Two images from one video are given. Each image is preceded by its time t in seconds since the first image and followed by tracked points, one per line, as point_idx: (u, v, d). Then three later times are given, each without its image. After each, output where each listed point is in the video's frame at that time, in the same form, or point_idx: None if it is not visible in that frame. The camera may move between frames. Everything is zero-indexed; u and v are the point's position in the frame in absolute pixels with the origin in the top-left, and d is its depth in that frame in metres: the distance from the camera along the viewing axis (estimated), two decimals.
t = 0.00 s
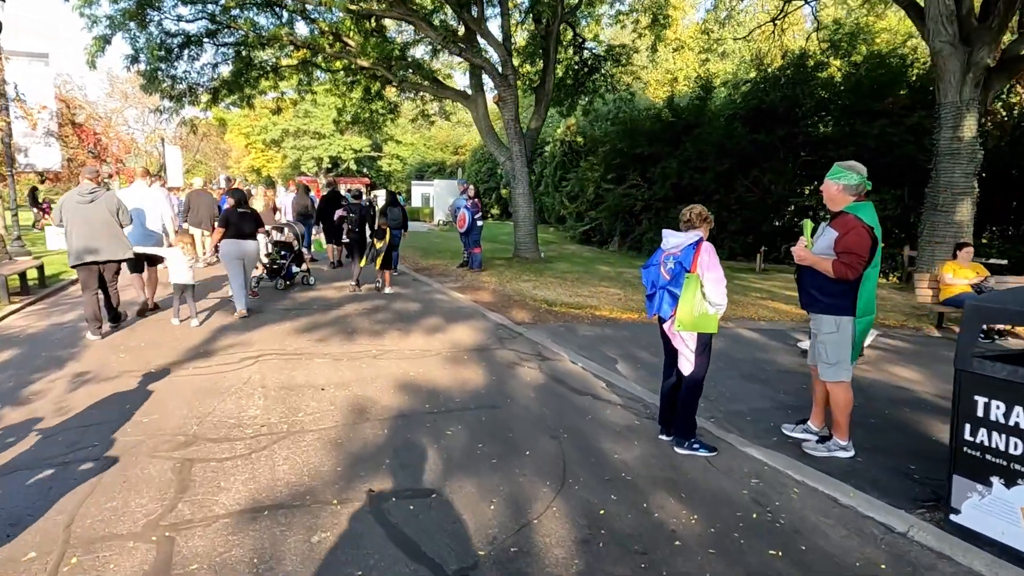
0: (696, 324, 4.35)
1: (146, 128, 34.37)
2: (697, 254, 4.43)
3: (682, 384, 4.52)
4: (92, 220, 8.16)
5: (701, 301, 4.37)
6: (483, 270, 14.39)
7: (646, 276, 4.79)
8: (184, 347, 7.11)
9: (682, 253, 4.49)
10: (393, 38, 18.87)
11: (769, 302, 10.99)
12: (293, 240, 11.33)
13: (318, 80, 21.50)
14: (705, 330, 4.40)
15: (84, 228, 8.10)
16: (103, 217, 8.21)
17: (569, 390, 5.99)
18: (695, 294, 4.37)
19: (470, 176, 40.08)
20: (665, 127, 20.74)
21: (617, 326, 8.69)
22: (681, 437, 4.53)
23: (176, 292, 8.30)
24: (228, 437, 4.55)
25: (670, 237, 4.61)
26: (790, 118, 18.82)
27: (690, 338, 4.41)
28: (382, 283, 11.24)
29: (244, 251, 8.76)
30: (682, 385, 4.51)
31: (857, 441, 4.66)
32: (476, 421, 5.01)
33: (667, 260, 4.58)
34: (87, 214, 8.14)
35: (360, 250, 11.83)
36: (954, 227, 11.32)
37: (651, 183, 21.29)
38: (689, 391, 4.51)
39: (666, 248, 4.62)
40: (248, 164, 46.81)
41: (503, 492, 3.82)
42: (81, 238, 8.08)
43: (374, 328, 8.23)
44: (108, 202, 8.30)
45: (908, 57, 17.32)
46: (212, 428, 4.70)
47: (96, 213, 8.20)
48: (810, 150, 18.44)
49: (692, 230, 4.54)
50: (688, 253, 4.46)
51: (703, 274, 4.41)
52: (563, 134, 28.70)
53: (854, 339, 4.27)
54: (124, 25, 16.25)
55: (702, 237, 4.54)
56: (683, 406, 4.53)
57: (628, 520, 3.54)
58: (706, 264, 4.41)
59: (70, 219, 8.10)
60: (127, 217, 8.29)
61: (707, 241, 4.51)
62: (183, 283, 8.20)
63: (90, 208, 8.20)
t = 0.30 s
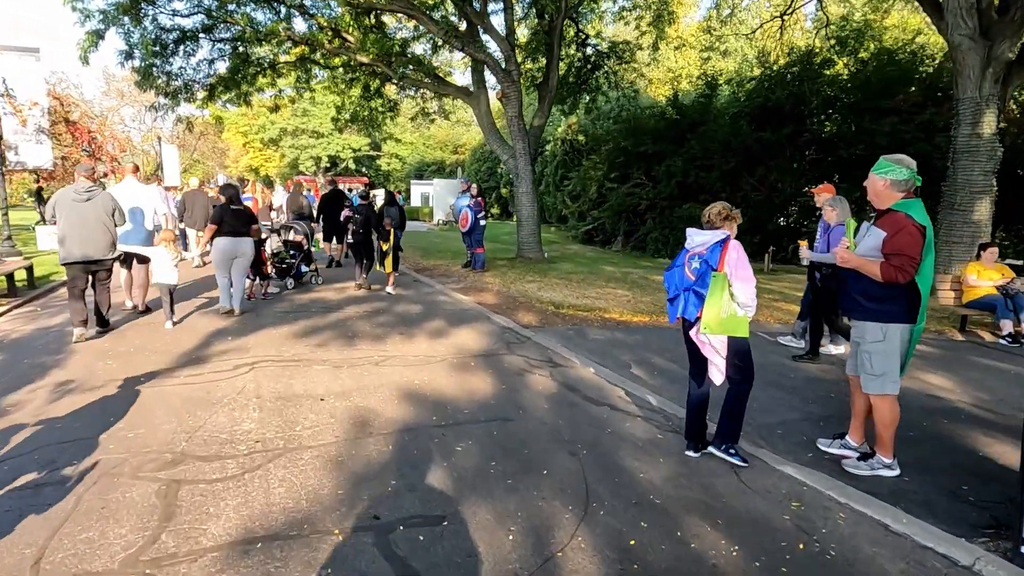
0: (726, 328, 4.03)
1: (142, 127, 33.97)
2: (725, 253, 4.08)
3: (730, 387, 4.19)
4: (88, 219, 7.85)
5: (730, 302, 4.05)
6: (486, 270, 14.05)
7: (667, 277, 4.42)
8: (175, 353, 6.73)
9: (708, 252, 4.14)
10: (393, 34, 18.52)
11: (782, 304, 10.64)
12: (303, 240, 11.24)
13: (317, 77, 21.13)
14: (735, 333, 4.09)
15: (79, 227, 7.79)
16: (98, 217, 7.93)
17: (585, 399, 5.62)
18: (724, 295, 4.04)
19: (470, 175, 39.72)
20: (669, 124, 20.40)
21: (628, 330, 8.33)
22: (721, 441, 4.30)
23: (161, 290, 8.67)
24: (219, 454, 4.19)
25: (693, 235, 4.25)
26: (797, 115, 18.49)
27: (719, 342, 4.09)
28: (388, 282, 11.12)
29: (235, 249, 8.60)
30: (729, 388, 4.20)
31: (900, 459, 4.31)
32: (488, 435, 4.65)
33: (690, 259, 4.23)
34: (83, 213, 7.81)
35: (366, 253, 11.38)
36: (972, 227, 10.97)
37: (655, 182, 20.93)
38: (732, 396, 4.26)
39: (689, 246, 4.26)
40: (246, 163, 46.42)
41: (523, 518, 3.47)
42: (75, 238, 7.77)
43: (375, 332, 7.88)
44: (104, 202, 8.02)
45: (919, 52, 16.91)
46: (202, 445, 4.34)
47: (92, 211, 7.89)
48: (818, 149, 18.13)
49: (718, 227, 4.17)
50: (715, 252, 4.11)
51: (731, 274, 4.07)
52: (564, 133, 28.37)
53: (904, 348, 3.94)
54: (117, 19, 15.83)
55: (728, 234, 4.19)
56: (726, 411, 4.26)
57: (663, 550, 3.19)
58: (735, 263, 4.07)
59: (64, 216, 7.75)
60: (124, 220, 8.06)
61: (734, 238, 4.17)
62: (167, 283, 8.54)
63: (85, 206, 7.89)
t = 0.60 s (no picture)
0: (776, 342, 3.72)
1: (145, 127, 33.62)
2: (774, 261, 3.79)
3: (786, 394, 4.07)
4: (90, 219, 7.77)
5: (780, 315, 3.75)
6: (494, 273, 13.71)
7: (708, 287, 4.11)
8: (175, 363, 6.40)
9: (755, 260, 3.83)
10: (398, 31, 18.17)
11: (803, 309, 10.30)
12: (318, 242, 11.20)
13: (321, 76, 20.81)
14: (784, 347, 3.80)
15: (81, 226, 7.71)
16: (100, 217, 7.84)
17: (609, 415, 5.28)
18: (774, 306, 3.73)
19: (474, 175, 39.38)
20: (679, 124, 20.04)
21: (647, 337, 7.99)
22: (787, 452, 4.23)
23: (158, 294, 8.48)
24: (219, 481, 3.86)
25: (737, 241, 3.95)
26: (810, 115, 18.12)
27: (768, 357, 3.79)
28: (401, 282, 11.16)
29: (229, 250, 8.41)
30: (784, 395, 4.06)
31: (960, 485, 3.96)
32: (508, 458, 4.31)
33: (734, 267, 3.92)
34: (84, 212, 7.73)
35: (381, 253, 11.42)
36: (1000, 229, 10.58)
37: (665, 182, 20.56)
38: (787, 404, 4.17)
39: (733, 253, 3.95)
40: (249, 163, 46.10)
41: (555, 560, 3.13)
42: (78, 237, 7.70)
43: (384, 340, 7.55)
44: (107, 202, 7.93)
45: (937, 50, 16.37)
46: (201, 469, 4.00)
47: (95, 211, 7.82)
48: (833, 148, 17.76)
49: (763, 233, 3.89)
50: (763, 258, 3.81)
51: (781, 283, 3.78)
52: (571, 132, 28.01)
53: (971, 366, 3.59)
54: (118, 17, 15.53)
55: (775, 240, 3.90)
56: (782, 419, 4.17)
57: None
58: (785, 271, 3.76)
59: (67, 216, 7.69)
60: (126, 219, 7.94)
61: (782, 245, 3.87)
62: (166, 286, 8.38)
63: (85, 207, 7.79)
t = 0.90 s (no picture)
0: (865, 355, 3.55)
1: (153, 126, 33.38)
2: (861, 270, 3.62)
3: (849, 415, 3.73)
4: (88, 220, 7.52)
5: (868, 326, 3.58)
6: (508, 273, 13.39)
7: (776, 295, 3.90)
8: (182, 369, 6.11)
9: (841, 268, 3.67)
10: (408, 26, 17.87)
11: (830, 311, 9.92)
12: (337, 240, 11.07)
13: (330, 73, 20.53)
14: (869, 360, 3.61)
15: (77, 229, 7.47)
16: (98, 218, 7.57)
17: (643, 427, 4.94)
18: (863, 316, 3.57)
19: (483, 173, 39.05)
20: (694, 120, 19.66)
21: (673, 341, 7.63)
22: (849, 479, 3.89)
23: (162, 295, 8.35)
24: (229, 502, 3.55)
25: (815, 246, 3.78)
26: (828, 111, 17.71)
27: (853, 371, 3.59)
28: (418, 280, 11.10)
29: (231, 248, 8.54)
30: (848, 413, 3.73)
31: None
32: (540, 477, 3.99)
33: (814, 274, 3.75)
34: (80, 213, 7.49)
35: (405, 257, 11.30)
36: None
37: (679, 179, 20.18)
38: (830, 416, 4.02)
39: (812, 259, 3.78)
40: (257, 161, 45.90)
41: None
42: (75, 239, 7.47)
43: (399, 344, 7.23)
44: (105, 202, 7.63)
45: (962, 43, 15.88)
46: (209, 490, 3.69)
47: (92, 213, 7.57)
48: (853, 145, 17.34)
49: (843, 237, 3.72)
50: (850, 266, 3.65)
51: (870, 294, 3.61)
52: (581, 130, 27.68)
53: None
54: (125, 12, 15.26)
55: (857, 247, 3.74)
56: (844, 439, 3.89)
57: None
58: (874, 280, 3.61)
59: (64, 218, 7.49)
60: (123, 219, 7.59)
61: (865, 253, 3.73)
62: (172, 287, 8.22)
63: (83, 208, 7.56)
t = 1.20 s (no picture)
0: (948, 365, 3.59)
1: (160, 125, 33.14)
2: (948, 275, 3.65)
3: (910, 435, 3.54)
4: (84, 217, 7.48)
5: (955, 335, 3.61)
6: (520, 274, 13.09)
7: (854, 296, 4.01)
8: (186, 377, 5.82)
9: (927, 272, 3.71)
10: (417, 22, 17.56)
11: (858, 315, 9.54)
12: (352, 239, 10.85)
13: (338, 70, 20.22)
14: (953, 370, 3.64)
15: (78, 227, 7.45)
16: (97, 214, 7.54)
17: (676, 442, 4.62)
18: (950, 325, 3.59)
19: (492, 172, 38.66)
20: (708, 118, 19.31)
21: (698, 346, 7.29)
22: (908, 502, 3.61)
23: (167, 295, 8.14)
24: (235, 529, 3.26)
25: (900, 246, 3.85)
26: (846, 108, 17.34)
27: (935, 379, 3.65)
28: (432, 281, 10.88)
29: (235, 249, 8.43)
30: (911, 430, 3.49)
31: None
32: (571, 500, 3.68)
33: (895, 275, 3.82)
34: (79, 210, 7.46)
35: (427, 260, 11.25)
36: None
37: (693, 179, 19.83)
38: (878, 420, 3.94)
39: (895, 259, 3.85)
40: (264, 161, 45.64)
41: None
42: (76, 237, 7.46)
43: (413, 351, 6.95)
44: (103, 197, 7.60)
45: (983, 39, 15.43)
46: (214, 514, 3.41)
47: (90, 209, 7.53)
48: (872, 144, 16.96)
49: (930, 239, 3.78)
50: (938, 269, 3.68)
51: (958, 300, 3.62)
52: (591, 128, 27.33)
53: None
54: (130, 9, 15.01)
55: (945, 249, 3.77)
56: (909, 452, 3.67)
57: None
58: (965, 286, 3.61)
59: (64, 215, 7.46)
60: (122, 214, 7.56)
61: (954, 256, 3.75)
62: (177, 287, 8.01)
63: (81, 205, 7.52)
